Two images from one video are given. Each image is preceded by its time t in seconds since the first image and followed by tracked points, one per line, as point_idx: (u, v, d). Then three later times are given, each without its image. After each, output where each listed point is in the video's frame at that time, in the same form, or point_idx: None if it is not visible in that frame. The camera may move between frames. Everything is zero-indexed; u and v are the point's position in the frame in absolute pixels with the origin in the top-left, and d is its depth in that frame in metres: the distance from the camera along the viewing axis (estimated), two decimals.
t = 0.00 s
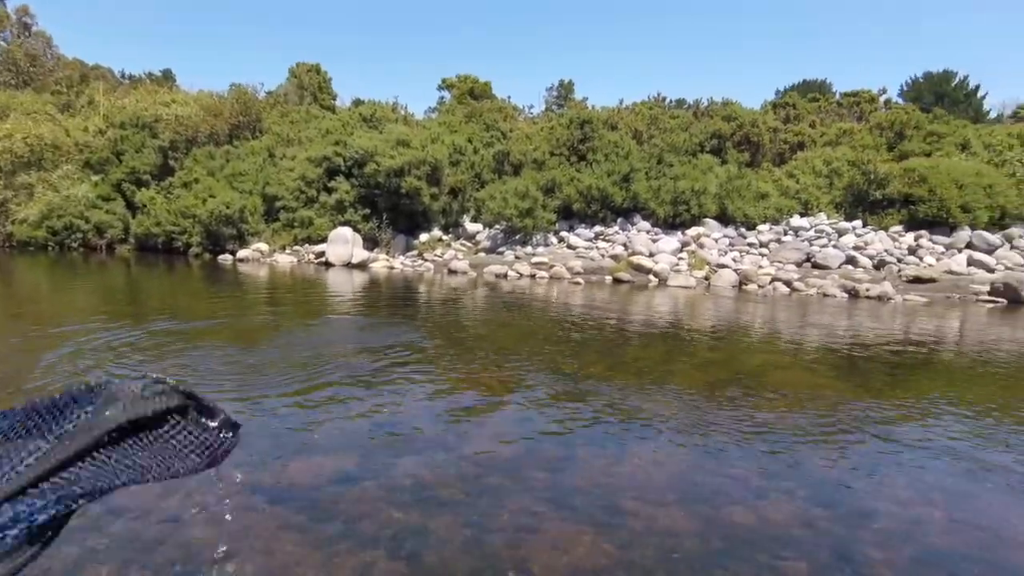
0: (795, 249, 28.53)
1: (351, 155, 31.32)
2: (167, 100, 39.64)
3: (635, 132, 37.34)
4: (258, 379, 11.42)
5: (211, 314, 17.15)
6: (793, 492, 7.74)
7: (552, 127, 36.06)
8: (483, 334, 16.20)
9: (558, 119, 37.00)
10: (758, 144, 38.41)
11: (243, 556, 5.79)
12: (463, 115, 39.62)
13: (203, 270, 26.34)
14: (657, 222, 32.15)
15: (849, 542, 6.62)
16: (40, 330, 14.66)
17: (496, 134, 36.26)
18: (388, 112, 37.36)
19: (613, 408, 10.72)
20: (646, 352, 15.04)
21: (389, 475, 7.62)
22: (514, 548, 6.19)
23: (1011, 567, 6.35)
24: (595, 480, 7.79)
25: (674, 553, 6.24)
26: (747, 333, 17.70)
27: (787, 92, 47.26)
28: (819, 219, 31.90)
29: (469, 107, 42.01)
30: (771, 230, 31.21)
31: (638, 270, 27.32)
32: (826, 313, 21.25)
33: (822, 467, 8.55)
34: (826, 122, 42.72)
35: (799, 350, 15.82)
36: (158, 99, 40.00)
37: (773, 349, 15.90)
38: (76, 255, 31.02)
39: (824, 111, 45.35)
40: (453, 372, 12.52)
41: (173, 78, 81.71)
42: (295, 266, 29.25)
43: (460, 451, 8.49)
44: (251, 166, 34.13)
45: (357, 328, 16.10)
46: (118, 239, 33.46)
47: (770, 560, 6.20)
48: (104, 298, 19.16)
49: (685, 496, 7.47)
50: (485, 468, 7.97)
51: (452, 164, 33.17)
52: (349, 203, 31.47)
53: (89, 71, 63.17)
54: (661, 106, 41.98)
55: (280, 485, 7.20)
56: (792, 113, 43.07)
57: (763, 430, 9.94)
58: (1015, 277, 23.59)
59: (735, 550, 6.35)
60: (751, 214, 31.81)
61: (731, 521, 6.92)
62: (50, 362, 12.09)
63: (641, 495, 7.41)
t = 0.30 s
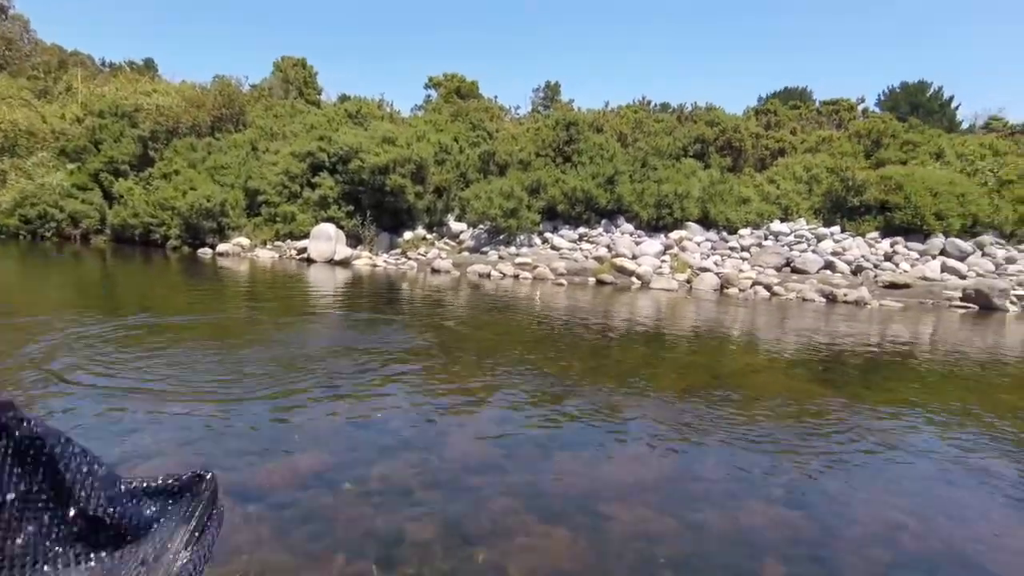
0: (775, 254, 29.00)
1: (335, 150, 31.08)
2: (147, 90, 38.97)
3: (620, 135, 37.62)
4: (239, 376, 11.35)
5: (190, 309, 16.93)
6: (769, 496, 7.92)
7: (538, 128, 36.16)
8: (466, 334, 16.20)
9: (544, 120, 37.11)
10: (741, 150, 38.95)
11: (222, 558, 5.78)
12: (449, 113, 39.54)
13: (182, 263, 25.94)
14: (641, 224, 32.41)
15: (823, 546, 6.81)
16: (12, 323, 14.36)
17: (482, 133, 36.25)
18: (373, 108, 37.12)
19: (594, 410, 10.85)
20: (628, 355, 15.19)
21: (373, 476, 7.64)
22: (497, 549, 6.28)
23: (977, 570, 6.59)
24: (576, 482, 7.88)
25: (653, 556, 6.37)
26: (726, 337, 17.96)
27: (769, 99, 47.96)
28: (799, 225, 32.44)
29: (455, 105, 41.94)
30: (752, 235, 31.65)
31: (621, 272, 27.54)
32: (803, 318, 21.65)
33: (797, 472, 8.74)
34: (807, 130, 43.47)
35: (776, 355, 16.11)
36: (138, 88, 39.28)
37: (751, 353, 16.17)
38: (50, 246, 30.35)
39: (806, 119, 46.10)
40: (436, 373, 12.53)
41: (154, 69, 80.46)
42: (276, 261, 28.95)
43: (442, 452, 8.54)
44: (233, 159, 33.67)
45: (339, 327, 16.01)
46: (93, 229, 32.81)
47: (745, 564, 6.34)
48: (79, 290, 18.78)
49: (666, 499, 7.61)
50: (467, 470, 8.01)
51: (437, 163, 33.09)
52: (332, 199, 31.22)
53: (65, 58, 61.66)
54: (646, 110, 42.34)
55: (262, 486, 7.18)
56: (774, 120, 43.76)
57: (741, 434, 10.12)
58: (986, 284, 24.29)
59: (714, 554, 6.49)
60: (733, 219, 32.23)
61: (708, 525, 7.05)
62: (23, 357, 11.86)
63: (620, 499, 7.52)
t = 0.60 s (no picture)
0: (756, 259, 29.40)
1: (317, 155, 30.87)
2: (125, 93, 38.42)
3: (602, 140, 37.90)
4: (217, 384, 11.20)
5: (168, 316, 16.66)
6: (749, 501, 8.01)
7: (521, 133, 36.27)
8: (450, 340, 16.15)
9: (528, 125, 37.24)
10: (721, 156, 39.50)
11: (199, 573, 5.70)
12: (432, 118, 39.53)
13: (160, 269, 25.53)
14: (624, 229, 32.63)
15: (800, 550, 6.91)
16: None
17: (465, 138, 36.30)
18: (357, 112, 36.96)
19: (578, 417, 10.87)
20: (611, 360, 15.26)
21: (353, 484, 7.58)
22: (477, 558, 6.27)
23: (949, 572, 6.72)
24: (559, 489, 7.89)
25: (632, 562, 6.41)
26: (708, 342, 18.15)
27: (749, 106, 48.70)
28: (779, 230, 32.92)
29: (439, 110, 41.95)
30: (733, 240, 32.04)
31: (605, 277, 27.71)
32: (783, 322, 21.97)
33: (777, 476, 8.85)
34: (786, 136, 44.23)
35: (757, 359, 16.32)
36: (116, 91, 38.71)
37: (732, 357, 16.34)
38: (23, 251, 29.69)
39: (785, 126, 46.89)
40: (419, 379, 12.46)
41: (134, 71, 79.16)
42: (257, 267, 28.65)
43: (424, 460, 8.49)
44: (213, 163, 33.26)
45: (321, 333, 15.86)
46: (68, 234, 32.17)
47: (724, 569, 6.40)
48: (53, 297, 18.40)
49: (646, 505, 7.66)
50: (450, 477, 7.98)
51: (421, 168, 33.00)
52: (314, 204, 30.99)
53: (41, 60, 60.55)
54: (629, 116, 42.74)
55: (240, 497, 7.10)
56: (754, 127, 44.47)
57: (722, 439, 10.21)
58: (959, 288, 24.86)
59: (693, 560, 6.54)
60: (715, 224, 32.61)
61: (688, 530, 7.11)
62: None
63: (602, 505, 7.55)
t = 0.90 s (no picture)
0: (744, 262, 29.67)
1: (306, 161, 30.83)
2: (111, 100, 38.21)
3: (590, 145, 38.15)
4: (206, 392, 11.15)
5: (155, 323, 16.55)
6: (735, 503, 8.10)
7: (510, 139, 36.43)
8: (439, 346, 16.17)
9: (516, 130, 37.40)
10: (708, 160, 39.89)
11: None
12: (421, 124, 39.67)
13: (147, 276, 25.35)
14: (612, 234, 32.82)
15: (786, 553, 6.99)
16: None
17: (454, 143, 36.44)
18: (345, 119, 36.99)
19: (567, 421, 10.93)
20: (600, 365, 15.35)
21: (342, 492, 7.57)
22: (466, 566, 6.28)
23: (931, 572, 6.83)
24: (548, 495, 7.94)
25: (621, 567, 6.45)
26: (696, 345, 18.31)
27: (735, 110, 49.22)
28: (766, 233, 33.24)
29: (427, 116, 42.07)
30: (721, 243, 32.30)
31: (594, 282, 27.86)
32: (770, 325, 22.20)
33: (764, 479, 8.96)
34: (772, 140, 44.75)
35: (744, 362, 16.48)
36: (102, 99, 38.51)
37: (720, 360, 16.49)
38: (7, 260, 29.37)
39: (771, 129, 47.43)
40: (409, 385, 12.46)
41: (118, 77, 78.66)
42: (245, 274, 28.51)
43: (414, 466, 8.51)
44: (200, 170, 33.14)
45: (310, 340, 15.81)
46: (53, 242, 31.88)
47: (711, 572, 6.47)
48: (38, 305, 18.21)
49: (635, 509, 7.73)
50: (440, 484, 8.00)
51: (409, 174, 33.05)
52: (303, 211, 30.93)
53: (25, 67, 60.00)
54: (616, 121, 43.08)
55: (228, 505, 7.07)
56: (740, 131, 45.01)
57: (710, 443, 10.31)
58: (944, 290, 25.23)
59: (681, 565, 6.60)
60: (703, 228, 32.90)
61: (676, 534, 7.19)
62: None
63: (591, 509, 7.61)
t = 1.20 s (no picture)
0: (736, 267, 29.81)
1: (298, 166, 30.72)
2: (102, 105, 37.99)
3: (584, 150, 38.27)
4: (195, 398, 11.04)
5: (145, 329, 16.40)
6: (727, 507, 8.09)
7: (503, 144, 36.47)
8: (433, 350, 16.10)
9: (510, 135, 37.44)
10: (701, 165, 40.11)
11: None
12: (414, 130, 39.69)
13: (137, 281, 25.11)
14: (606, 239, 32.86)
15: (778, 556, 6.98)
16: None
17: (447, 148, 36.47)
18: (338, 124, 36.95)
19: (560, 426, 10.90)
20: (594, 369, 15.33)
21: (334, 497, 7.48)
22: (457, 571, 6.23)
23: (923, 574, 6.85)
24: (541, 499, 7.90)
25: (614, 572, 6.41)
26: (689, 349, 18.35)
27: (727, 116, 49.63)
28: (758, 238, 33.33)
29: (421, 121, 42.08)
30: (713, 248, 32.46)
31: (587, 286, 27.86)
32: (763, 329, 22.28)
33: (756, 482, 8.96)
34: (763, 146, 45.09)
35: (737, 366, 16.51)
36: (93, 103, 38.28)
37: (713, 365, 16.50)
38: None
39: (763, 135, 47.73)
40: (401, 390, 12.39)
41: (110, 82, 78.50)
42: (237, 279, 28.32)
43: (405, 471, 8.44)
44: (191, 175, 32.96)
45: (301, 345, 15.70)
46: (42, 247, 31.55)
47: None
48: (26, 311, 17.99)
49: (627, 513, 7.70)
50: (431, 488, 7.93)
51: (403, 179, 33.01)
52: (295, 215, 30.78)
53: (14, 70, 59.42)
54: (609, 127, 43.29)
55: (218, 512, 6.96)
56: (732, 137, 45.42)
57: (703, 447, 10.30)
58: (933, 295, 25.49)
59: (672, 568, 6.57)
60: (695, 233, 33.06)
61: (667, 537, 7.17)
62: None
63: (583, 513, 7.57)
